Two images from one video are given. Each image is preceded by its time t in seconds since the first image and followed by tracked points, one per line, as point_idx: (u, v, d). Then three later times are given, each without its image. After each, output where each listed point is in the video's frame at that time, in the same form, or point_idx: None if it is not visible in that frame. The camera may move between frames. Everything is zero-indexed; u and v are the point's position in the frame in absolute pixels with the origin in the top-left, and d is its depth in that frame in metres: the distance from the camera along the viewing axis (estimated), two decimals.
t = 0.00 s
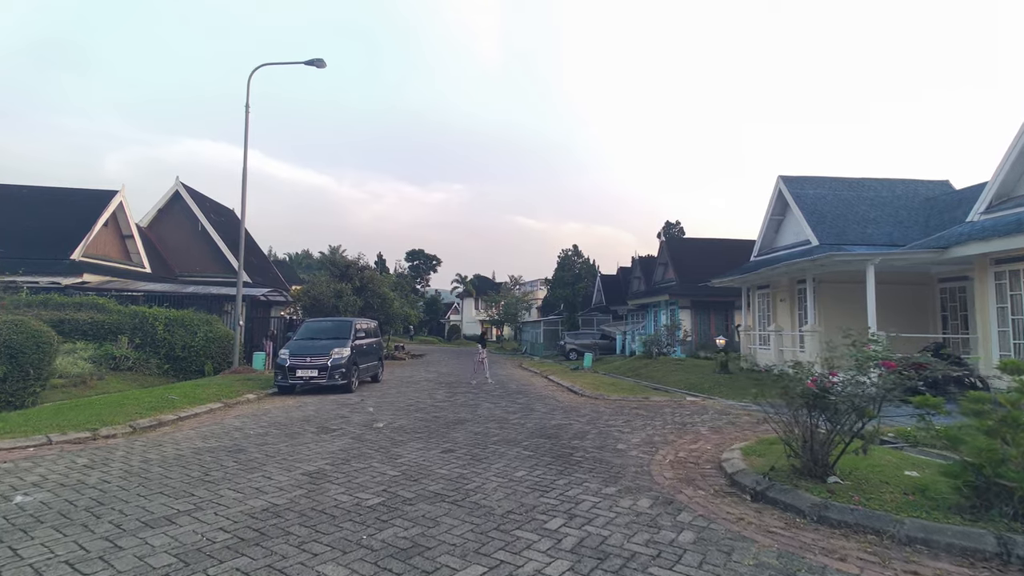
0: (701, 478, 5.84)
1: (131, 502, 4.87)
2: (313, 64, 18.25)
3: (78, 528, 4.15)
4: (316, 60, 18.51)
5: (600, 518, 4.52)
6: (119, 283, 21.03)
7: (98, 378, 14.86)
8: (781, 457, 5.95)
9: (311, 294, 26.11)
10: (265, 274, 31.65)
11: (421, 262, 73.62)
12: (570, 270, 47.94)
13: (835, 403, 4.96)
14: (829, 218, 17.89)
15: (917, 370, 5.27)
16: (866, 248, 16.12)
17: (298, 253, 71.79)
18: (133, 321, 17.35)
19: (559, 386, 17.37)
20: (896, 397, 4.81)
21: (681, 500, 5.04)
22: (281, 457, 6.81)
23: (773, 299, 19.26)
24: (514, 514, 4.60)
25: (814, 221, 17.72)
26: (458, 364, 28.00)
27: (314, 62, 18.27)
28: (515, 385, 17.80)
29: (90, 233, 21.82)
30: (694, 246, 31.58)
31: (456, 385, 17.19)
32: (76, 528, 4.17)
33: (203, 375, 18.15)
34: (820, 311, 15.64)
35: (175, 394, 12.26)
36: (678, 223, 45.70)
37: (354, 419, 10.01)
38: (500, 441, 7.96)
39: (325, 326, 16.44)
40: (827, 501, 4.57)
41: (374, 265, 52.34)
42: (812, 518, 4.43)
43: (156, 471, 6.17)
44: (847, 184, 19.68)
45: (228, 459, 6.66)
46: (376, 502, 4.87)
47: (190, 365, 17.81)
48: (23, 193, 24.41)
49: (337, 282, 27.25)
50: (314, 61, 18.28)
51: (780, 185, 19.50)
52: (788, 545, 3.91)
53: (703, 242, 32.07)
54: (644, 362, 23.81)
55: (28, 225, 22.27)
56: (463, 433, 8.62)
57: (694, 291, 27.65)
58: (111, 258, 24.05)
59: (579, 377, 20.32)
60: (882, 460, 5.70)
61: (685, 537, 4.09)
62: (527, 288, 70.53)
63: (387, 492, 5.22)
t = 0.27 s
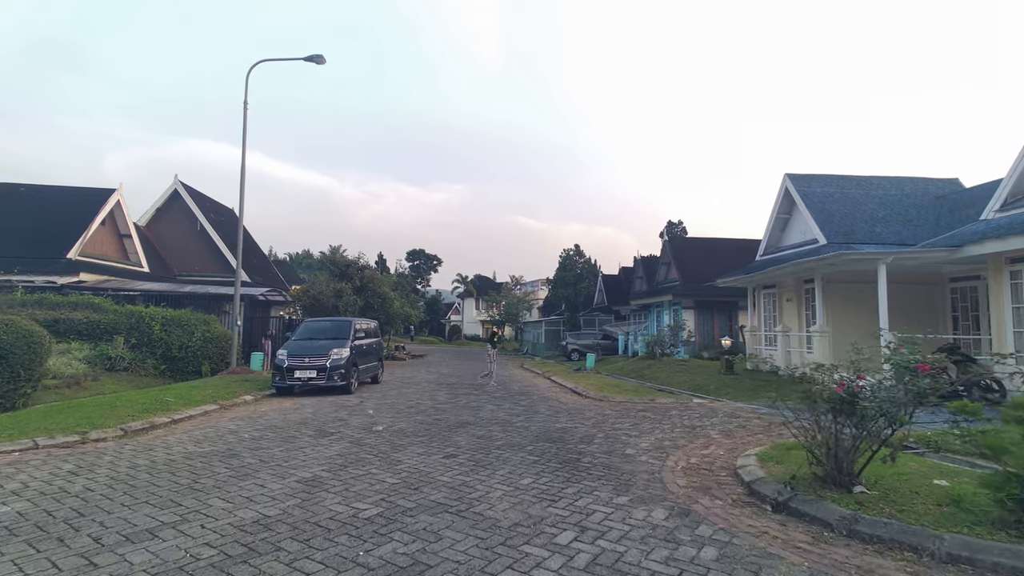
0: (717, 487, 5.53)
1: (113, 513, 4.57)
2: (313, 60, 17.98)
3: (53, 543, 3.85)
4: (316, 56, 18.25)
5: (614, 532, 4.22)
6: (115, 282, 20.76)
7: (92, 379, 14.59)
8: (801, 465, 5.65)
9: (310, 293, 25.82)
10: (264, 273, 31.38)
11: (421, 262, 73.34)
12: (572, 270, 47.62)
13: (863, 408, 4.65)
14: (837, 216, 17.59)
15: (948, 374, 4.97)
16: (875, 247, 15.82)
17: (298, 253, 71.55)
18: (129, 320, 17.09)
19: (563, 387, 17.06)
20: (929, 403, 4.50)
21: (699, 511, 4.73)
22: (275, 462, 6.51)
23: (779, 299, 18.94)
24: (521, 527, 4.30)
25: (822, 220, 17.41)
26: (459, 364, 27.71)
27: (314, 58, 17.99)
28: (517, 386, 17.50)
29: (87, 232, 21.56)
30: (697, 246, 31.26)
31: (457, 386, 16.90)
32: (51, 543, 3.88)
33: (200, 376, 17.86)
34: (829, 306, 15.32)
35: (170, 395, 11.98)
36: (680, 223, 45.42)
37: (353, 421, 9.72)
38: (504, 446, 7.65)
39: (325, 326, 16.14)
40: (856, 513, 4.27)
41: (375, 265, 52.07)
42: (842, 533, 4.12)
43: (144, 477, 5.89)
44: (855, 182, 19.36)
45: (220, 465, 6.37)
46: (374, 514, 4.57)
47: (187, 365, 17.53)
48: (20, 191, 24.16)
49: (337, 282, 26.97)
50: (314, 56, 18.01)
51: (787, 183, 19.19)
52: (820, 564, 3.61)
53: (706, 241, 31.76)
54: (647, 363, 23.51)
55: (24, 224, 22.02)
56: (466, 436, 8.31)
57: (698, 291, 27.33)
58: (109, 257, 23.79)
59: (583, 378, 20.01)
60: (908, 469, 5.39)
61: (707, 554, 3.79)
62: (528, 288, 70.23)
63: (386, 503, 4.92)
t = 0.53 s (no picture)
0: (736, 495, 5.19)
1: (88, 525, 4.23)
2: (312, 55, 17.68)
3: (19, 560, 3.53)
4: (315, 51, 17.96)
5: (630, 546, 3.88)
6: (111, 281, 20.47)
7: (86, 379, 14.27)
8: (824, 471, 5.31)
9: (310, 292, 25.52)
10: (264, 273, 31.10)
11: (422, 262, 73.06)
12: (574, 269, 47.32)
13: (897, 412, 4.31)
14: (845, 213, 17.24)
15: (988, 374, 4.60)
16: (885, 245, 15.48)
17: (299, 253, 71.31)
18: (124, 319, 16.78)
19: (566, 388, 16.74)
20: (973, 409, 4.12)
21: (720, 523, 4.39)
22: (268, 467, 6.18)
23: (786, 298, 18.60)
24: (528, 542, 3.95)
25: (831, 217, 17.07)
26: (460, 364, 27.39)
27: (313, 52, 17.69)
28: (519, 387, 17.18)
29: (83, 229, 21.26)
30: (701, 245, 30.92)
31: (459, 386, 16.57)
32: (16, 560, 3.55)
33: (197, 376, 17.54)
34: (839, 304, 14.89)
35: (163, 396, 11.67)
36: (683, 221, 45.11)
37: (351, 423, 9.41)
38: (508, 449, 7.31)
39: (323, 325, 15.81)
40: (893, 526, 3.93)
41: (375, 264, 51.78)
42: (879, 549, 3.78)
43: (127, 483, 5.55)
44: (863, 179, 19.01)
45: (209, 470, 6.04)
46: (369, 526, 4.23)
47: (183, 365, 17.21)
48: (15, 188, 23.87)
49: (336, 280, 26.65)
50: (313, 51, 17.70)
51: (794, 180, 18.85)
52: None
53: (710, 240, 31.41)
54: (651, 363, 23.18)
55: (19, 222, 21.73)
56: (467, 440, 7.98)
57: (702, 290, 26.99)
58: (105, 255, 23.50)
59: (586, 378, 19.68)
60: (940, 476, 5.06)
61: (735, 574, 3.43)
62: (529, 288, 69.94)
63: (383, 512, 4.58)
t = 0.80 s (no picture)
0: (758, 510, 4.86)
1: (64, 544, 3.93)
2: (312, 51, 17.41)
3: None
4: (315, 47, 17.69)
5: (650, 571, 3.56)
6: (109, 280, 20.22)
7: (81, 381, 14.02)
8: (851, 485, 4.97)
9: (310, 293, 25.23)
10: (264, 273, 30.84)
11: (424, 262, 72.81)
12: (576, 269, 46.99)
13: (937, 424, 3.97)
14: (855, 212, 16.89)
15: None
16: (897, 245, 15.12)
17: (300, 253, 71.15)
18: (121, 320, 16.53)
19: (571, 390, 16.41)
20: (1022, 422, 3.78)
21: (746, 543, 4.05)
22: (261, 477, 5.88)
23: (794, 299, 18.24)
24: (539, 566, 3.63)
25: (841, 216, 16.71)
26: (462, 365, 27.09)
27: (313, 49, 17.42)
28: (523, 389, 16.86)
29: (81, 229, 21.03)
30: (706, 245, 30.56)
31: (461, 389, 16.26)
32: None
33: (194, 377, 17.27)
34: (850, 304, 14.53)
35: (158, 399, 11.39)
36: (686, 221, 44.75)
37: (351, 428, 9.10)
38: (513, 457, 6.99)
39: (323, 326, 15.52)
40: (936, 550, 3.59)
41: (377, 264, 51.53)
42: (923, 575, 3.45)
43: (111, 495, 5.25)
44: (873, 178, 18.64)
45: (199, 480, 5.74)
46: (366, 546, 3.92)
47: (181, 366, 16.94)
48: (14, 187, 23.66)
49: (337, 281, 26.37)
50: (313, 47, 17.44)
51: (802, 179, 18.50)
52: None
53: (715, 240, 31.05)
54: (656, 364, 22.85)
55: (17, 221, 21.51)
56: (471, 447, 7.66)
57: (707, 291, 26.63)
58: (104, 255, 23.27)
59: (590, 380, 19.35)
60: (977, 491, 4.72)
61: None
62: (531, 288, 69.63)
63: (381, 529, 4.26)
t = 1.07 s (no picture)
0: (789, 521, 4.53)
1: (49, 556, 3.67)
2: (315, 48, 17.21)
3: None
4: (319, 44, 17.44)
5: None
6: (112, 280, 20.09)
7: (82, 381, 13.85)
8: (889, 494, 4.64)
9: (314, 292, 25.02)
10: (268, 272, 30.68)
11: (428, 262, 72.65)
12: (582, 269, 46.64)
13: (991, 431, 3.63)
14: (870, 209, 16.49)
15: None
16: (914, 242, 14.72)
17: (305, 253, 71.18)
18: (124, 319, 16.37)
19: (578, 391, 16.10)
20: None
21: (780, 559, 3.75)
22: (261, 482, 5.61)
23: (806, 298, 17.85)
24: None
25: (855, 213, 16.32)
26: (467, 366, 26.83)
27: (316, 45, 17.21)
28: (529, 389, 16.57)
29: (84, 228, 20.91)
30: (714, 244, 30.17)
31: (467, 389, 15.98)
32: None
33: (197, 377, 17.08)
34: (863, 302, 14.21)
35: (159, 399, 11.18)
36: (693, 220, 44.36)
37: (354, 430, 8.84)
38: (524, 462, 6.69)
39: (326, 325, 15.27)
40: (995, 570, 3.26)
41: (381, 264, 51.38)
42: None
43: (102, 501, 5.00)
44: (888, 174, 18.23)
45: (196, 486, 5.48)
46: (371, 559, 3.64)
47: (184, 366, 16.74)
48: (18, 187, 23.59)
49: (341, 280, 26.16)
50: (316, 44, 17.23)
51: (815, 175, 18.11)
52: None
53: (723, 239, 30.64)
54: (663, 365, 22.50)
55: (21, 221, 21.42)
56: (478, 450, 7.36)
57: (715, 291, 26.24)
58: (108, 254, 23.16)
59: (597, 381, 19.04)
60: None
61: None
62: (535, 288, 69.33)
63: (387, 541, 3.98)
